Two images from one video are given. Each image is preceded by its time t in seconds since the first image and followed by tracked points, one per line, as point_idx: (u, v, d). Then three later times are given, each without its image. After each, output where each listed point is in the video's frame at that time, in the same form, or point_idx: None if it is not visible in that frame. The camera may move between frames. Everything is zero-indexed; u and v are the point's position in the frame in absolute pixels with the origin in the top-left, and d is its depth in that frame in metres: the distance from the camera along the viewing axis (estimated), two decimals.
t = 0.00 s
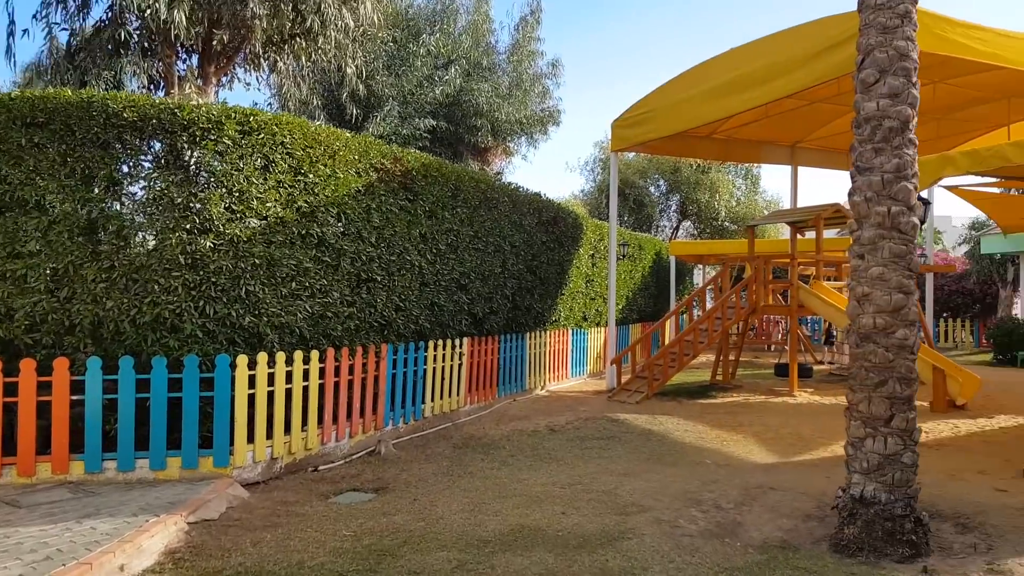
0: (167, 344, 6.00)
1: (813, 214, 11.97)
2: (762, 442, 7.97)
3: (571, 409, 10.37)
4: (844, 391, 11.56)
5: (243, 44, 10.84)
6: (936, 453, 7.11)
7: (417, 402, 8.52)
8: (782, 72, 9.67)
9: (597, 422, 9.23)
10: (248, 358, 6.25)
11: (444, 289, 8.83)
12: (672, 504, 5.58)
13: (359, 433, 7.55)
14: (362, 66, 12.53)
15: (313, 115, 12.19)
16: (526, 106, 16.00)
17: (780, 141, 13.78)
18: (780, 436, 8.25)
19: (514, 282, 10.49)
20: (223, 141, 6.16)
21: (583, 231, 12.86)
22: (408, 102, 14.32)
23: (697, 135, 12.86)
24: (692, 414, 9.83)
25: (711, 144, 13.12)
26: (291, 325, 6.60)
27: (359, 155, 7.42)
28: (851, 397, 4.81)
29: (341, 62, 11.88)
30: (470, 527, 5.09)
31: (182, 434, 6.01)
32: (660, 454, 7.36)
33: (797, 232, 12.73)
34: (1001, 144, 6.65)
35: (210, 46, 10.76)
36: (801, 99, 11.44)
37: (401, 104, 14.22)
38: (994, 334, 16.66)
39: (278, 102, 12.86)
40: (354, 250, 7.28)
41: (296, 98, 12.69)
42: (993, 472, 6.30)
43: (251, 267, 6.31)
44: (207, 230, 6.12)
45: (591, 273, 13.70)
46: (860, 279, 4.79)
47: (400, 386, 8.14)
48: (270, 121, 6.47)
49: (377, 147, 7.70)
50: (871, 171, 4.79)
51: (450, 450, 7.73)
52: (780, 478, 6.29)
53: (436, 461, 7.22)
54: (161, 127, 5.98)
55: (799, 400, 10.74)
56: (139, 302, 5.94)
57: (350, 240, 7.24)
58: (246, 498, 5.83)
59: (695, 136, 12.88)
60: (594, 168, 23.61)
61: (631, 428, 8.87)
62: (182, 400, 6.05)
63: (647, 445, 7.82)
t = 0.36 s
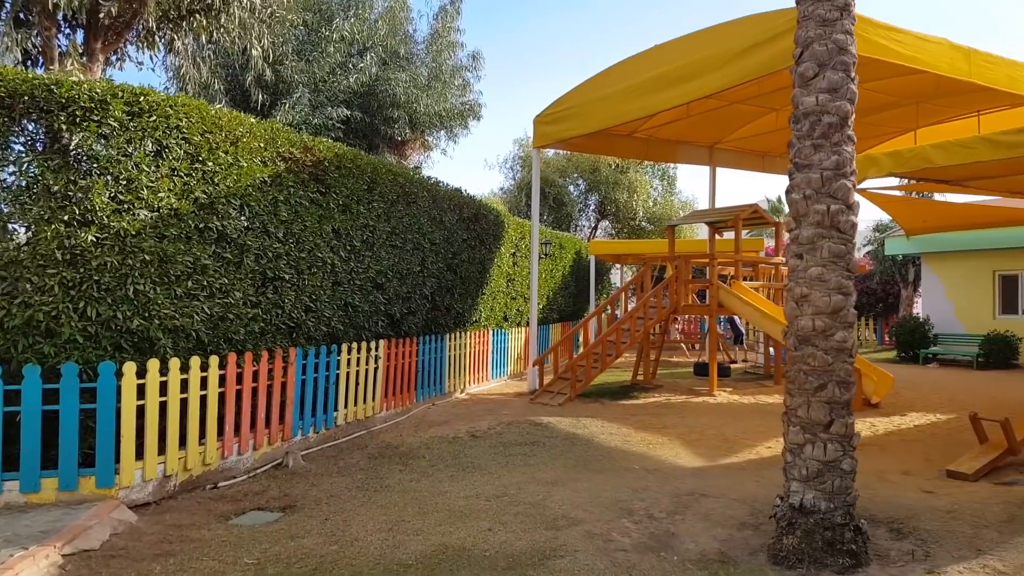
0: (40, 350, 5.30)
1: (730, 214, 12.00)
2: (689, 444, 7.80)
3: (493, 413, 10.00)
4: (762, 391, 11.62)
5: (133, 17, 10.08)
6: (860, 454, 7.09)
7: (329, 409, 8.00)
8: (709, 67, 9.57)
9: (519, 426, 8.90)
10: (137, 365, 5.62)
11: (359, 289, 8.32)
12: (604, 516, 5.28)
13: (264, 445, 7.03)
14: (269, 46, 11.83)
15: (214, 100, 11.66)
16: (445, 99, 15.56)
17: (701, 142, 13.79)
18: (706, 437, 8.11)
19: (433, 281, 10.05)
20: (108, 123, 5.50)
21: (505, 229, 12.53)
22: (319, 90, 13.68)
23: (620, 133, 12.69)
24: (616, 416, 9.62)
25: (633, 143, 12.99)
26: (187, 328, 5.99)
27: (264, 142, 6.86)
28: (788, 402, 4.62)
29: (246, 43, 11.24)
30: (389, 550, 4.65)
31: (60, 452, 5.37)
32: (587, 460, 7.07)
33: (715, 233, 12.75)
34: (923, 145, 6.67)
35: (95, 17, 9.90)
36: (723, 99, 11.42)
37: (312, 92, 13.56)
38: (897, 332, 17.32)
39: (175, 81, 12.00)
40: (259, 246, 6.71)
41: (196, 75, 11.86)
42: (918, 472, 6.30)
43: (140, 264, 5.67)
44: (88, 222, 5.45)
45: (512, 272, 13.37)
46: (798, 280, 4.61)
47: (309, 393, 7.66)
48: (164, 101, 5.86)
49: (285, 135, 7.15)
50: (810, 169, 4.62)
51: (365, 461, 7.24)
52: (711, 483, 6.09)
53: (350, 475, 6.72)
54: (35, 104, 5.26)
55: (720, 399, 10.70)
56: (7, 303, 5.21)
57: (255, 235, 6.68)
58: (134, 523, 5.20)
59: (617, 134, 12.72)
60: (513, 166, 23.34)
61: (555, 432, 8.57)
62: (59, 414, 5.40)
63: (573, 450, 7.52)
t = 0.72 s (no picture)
0: None
1: (673, 212, 11.83)
2: (640, 446, 7.55)
3: (434, 416, 9.58)
4: (706, 390, 11.52)
5: None
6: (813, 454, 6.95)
7: (257, 416, 7.46)
8: (659, 59, 9.38)
9: (463, 430, 8.51)
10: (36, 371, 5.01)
11: (291, 287, 7.79)
12: (559, 528, 4.94)
13: (185, 457, 6.48)
14: (192, 25, 11.16)
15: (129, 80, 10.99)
16: (382, 88, 15.12)
17: (643, 140, 13.63)
18: (657, 439, 7.88)
19: (371, 279, 9.57)
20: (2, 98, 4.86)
21: (445, 225, 12.11)
22: (246, 76, 13.02)
23: (562, 128, 12.42)
24: (562, 418, 9.32)
25: (575, 138, 12.72)
26: (96, 329, 5.41)
27: (184, 126, 6.34)
28: (754, 405, 4.36)
29: (167, 20, 10.55)
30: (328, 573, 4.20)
31: None
32: (536, 466, 6.73)
33: (657, 230, 12.59)
34: (876, 139, 6.57)
35: None
36: (668, 94, 11.27)
37: (238, 78, 12.89)
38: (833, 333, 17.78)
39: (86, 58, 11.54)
40: (177, 239, 6.15)
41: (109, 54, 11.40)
42: (873, 473, 6.19)
43: (41, 258, 5.05)
44: None
45: (453, 270, 12.95)
46: (765, 276, 4.35)
47: (236, 399, 7.12)
48: (68, 76, 5.29)
49: (207, 119, 6.62)
50: (777, 158, 4.37)
51: (298, 472, 6.73)
52: (668, 489, 5.82)
53: (282, 488, 6.20)
54: None
55: (665, 399, 10.54)
56: None
57: (173, 227, 6.13)
58: (33, 550, 4.59)
59: (559, 129, 12.45)
60: (451, 162, 22.90)
61: (500, 436, 8.21)
62: None
63: (521, 456, 7.17)
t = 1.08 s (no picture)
0: None
1: (654, 209, 11.56)
2: (627, 451, 7.27)
3: (410, 420, 9.22)
4: (687, 390, 11.32)
5: None
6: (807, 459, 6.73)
7: (223, 421, 7.04)
8: (644, 50, 9.12)
9: (441, 434, 8.16)
10: None
11: (259, 284, 7.36)
12: (551, 542, 4.62)
13: (145, 466, 6.05)
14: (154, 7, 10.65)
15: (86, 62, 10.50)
16: (354, 78, 14.70)
17: (623, 136, 13.37)
18: (643, 443, 7.61)
19: (344, 276, 9.16)
20: None
21: (420, 221, 11.73)
22: (212, 63, 12.53)
23: (542, 122, 12.11)
24: (543, 420, 9.03)
25: (553, 133, 12.43)
26: (46, 328, 4.96)
27: (143, 111, 5.91)
28: (761, 410, 4.09)
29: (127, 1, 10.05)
30: None
31: None
32: (522, 473, 6.42)
33: (637, 227, 12.33)
34: (872, 133, 6.36)
35: None
36: (651, 88, 11.02)
37: (204, 65, 12.40)
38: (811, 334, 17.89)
39: (40, 40, 11.01)
40: (136, 231, 5.71)
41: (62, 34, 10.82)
42: (871, 479, 5.98)
43: None
44: None
45: (428, 268, 12.56)
46: (773, 273, 4.07)
47: (200, 404, 6.69)
48: (15, 52, 4.85)
49: (168, 104, 6.20)
50: (786, 147, 4.09)
51: (268, 481, 6.33)
52: (662, 498, 5.54)
53: (252, 499, 5.80)
54: None
55: (647, 400, 10.30)
56: None
57: (132, 219, 5.69)
58: None
59: (539, 123, 12.14)
60: (424, 159, 22.47)
61: (481, 441, 7.89)
62: None
63: (504, 462, 6.85)
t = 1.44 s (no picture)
0: None
1: (632, 208, 11.29)
2: (612, 460, 6.98)
3: (382, 427, 8.82)
4: (665, 394, 11.10)
5: None
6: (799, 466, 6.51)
7: (184, 432, 6.59)
8: (625, 43, 8.87)
9: (416, 442, 7.79)
10: None
11: (223, 284, 6.90)
12: (545, 564, 4.29)
13: (98, 482, 5.58)
14: None
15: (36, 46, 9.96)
16: (321, 70, 14.29)
17: (598, 134, 13.11)
18: (628, 451, 7.33)
19: (312, 276, 8.72)
20: None
21: (391, 219, 11.32)
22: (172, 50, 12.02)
23: (516, 118, 11.79)
24: (522, 427, 8.71)
25: (528, 130, 12.11)
26: None
27: (97, 96, 5.45)
28: (774, 420, 3.82)
29: None
30: None
31: None
32: (505, 485, 6.08)
33: (613, 227, 12.08)
34: (868, 129, 6.16)
35: None
36: (629, 84, 10.77)
37: (163, 52, 11.88)
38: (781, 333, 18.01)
39: None
40: (89, 227, 5.25)
41: (8, 15, 10.27)
42: (869, 487, 5.77)
43: None
44: None
45: (398, 268, 12.15)
46: (788, 274, 3.80)
47: (158, 414, 6.23)
48: None
49: (124, 90, 5.75)
50: (801, 139, 3.82)
51: (234, 496, 5.89)
52: (656, 512, 5.25)
53: (217, 517, 5.37)
54: None
55: (626, 404, 10.05)
56: None
57: (84, 214, 5.24)
58: None
59: (513, 119, 11.82)
60: (391, 156, 22.01)
61: (459, 449, 7.54)
62: None
63: (486, 473, 6.51)
